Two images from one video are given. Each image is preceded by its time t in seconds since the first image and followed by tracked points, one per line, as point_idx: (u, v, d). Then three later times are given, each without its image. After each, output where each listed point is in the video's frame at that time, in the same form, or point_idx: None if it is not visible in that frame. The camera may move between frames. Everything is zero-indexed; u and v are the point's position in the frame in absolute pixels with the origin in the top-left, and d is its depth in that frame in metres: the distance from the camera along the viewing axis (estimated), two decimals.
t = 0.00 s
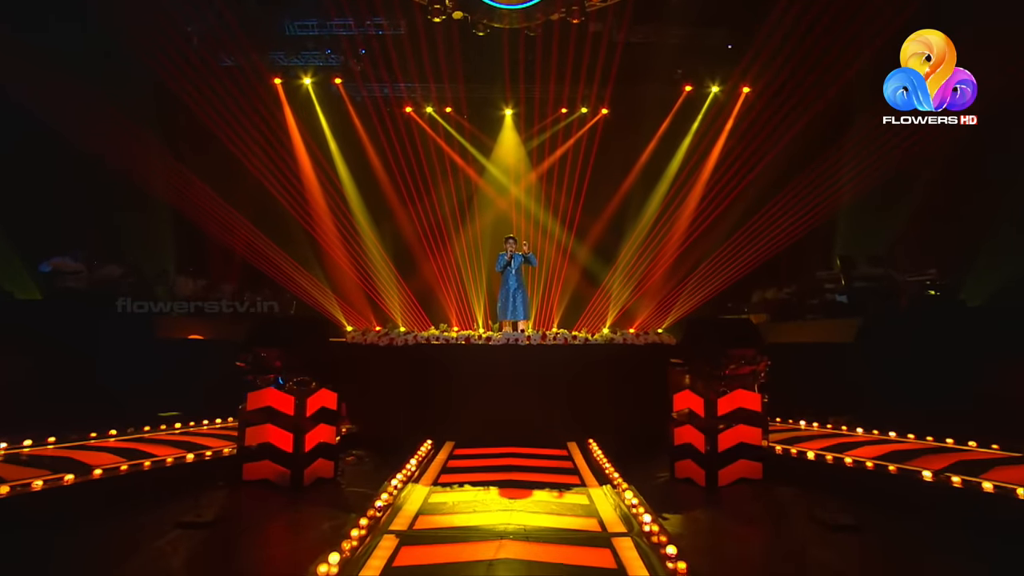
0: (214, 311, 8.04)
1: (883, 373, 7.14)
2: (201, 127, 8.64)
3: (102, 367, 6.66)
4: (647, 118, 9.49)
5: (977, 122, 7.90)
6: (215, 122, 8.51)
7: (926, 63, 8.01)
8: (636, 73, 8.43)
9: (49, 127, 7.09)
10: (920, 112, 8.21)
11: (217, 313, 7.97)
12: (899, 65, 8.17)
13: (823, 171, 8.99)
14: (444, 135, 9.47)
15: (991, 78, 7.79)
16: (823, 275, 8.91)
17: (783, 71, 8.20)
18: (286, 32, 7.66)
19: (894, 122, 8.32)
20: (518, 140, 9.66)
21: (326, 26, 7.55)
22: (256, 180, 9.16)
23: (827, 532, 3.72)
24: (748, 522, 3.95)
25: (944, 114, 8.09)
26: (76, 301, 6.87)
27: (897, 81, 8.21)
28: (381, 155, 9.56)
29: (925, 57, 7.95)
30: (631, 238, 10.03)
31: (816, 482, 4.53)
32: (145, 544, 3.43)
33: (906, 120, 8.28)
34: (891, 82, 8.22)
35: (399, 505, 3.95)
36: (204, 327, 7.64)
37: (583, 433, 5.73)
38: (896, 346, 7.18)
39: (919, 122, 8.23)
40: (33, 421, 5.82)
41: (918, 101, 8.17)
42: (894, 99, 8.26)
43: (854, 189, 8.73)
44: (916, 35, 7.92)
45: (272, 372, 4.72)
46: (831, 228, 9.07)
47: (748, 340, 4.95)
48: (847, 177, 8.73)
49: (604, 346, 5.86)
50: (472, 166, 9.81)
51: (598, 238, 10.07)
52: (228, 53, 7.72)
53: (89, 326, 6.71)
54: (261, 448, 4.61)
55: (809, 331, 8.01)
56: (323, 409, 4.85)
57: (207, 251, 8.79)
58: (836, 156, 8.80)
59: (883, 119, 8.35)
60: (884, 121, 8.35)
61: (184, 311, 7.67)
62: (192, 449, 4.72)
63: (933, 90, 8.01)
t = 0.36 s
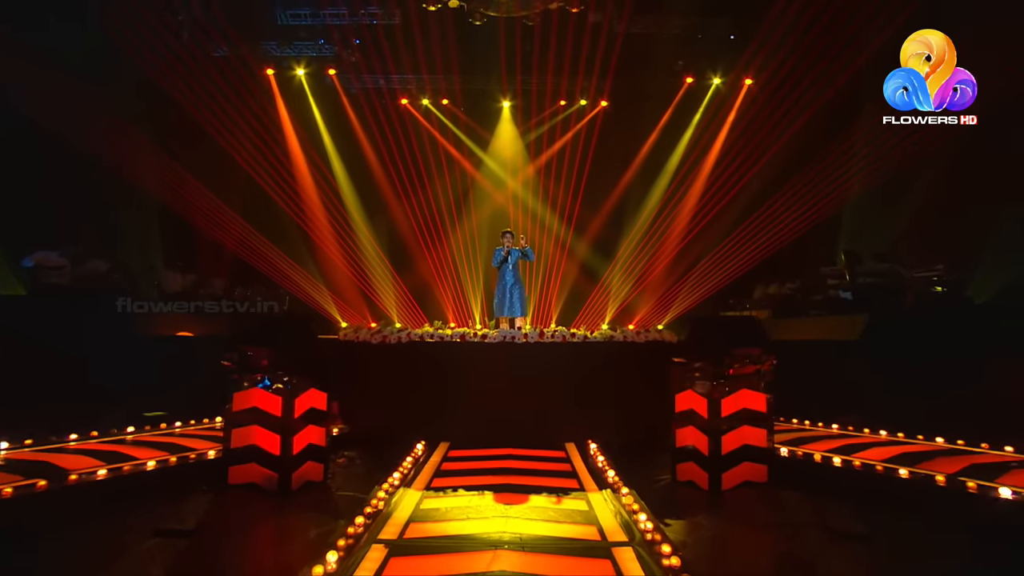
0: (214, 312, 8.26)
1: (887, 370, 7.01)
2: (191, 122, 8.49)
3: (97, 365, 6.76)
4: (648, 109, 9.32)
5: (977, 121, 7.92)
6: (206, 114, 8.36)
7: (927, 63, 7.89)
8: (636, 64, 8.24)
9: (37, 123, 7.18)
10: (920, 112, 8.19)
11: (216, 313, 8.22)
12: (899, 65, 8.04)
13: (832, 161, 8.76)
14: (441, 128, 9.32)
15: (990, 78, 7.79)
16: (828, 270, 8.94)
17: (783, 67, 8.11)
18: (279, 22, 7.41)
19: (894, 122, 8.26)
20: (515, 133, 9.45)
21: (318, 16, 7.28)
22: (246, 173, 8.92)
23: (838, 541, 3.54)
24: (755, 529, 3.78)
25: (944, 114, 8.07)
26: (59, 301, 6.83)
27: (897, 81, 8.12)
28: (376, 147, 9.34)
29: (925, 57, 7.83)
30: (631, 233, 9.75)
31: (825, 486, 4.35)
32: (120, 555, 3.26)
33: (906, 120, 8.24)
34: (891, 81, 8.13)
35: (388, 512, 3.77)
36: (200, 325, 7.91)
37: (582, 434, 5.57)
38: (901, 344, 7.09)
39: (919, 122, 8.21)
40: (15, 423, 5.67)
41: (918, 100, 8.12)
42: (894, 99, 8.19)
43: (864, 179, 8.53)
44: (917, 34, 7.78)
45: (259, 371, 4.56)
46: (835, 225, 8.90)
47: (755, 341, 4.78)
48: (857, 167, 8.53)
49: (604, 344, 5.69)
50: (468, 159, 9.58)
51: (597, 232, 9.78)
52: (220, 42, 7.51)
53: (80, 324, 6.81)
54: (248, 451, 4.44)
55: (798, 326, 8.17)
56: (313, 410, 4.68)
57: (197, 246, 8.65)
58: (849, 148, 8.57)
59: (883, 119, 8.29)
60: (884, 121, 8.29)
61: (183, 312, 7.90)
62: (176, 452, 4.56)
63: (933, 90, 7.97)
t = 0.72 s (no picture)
0: (215, 312, 8.12)
1: (894, 369, 6.82)
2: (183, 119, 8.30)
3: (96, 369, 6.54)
4: (649, 102, 9.10)
5: (977, 122, 7.72)
6: (198, 110, 8.16)
7: (926, 63, 7.70)
8: (637, 57, 8.04)
9: (37, 123, 6.56)
10: (920, 112, 8.00)
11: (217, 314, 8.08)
12: (899, 65, 7.85)
13: (838, 155, 8.52)
14: (439, 122, 9.12)
15: (991, 78, 7.57)
16: (832, 267, 8.75)
17: (787, 62, 7.94)
18: (270, 11, 7.22)
19: (894, 122, 8.05)
20: (513, 126, 9.25)
21: (311, 5, 7.07)
22: (238, 168, 8.73)
23: (851, 551, 3.37)
24: (763, 538, 3.61)
25: (944, 114, 7.87)
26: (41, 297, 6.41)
27: (897, 81, 7.93)
28: (370, 141, 9.16)
29: (925, 57, 7.65)
30: (631, 229, 9.57)
31: (834, 491, 4.19)
32: (95, 568, 3.08)
33: (906, 120, 8.03)
34: (891, 81, 7.93)
35: (378, 520, 3.59)
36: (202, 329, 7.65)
37: (581, 436, 5.41)
38: (911, 342, 6.89)
39: (919, 122, 8.01)
40: None
41: (918, 101, 7.93)
42: (894, 99, 8.01)
43: (866, 178, 8.36)
44: (916, 35, 7.61)
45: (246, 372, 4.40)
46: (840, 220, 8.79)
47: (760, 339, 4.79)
48: (859, 165, 8.33)
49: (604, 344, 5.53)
50: (465, 151, 9.41)
51: (597, 227, 9.61)
52: (210, 32, 7.30)
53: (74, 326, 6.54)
54: (235, 454, 4.28)
55: (806, 325, 7.87)
56: (301, 412, 4.51)
57: (188, 242, 8.57)
58: (854, 142, 8.34)
59: (883, 119, 8.08)
60: (884, 121, 8.08)
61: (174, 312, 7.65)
62: (159, 456, 4.40)
63: (933, 90, 7.79)
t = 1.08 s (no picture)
0: (215, 312, 7.83)
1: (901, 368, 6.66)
2: (174, 116, 8.19)
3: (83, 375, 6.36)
4: (653, 93, 8.83)
5: (977, 122, 7.80)
6: (190, 105, 7.97)
7: (926, 62, 7.75)
8: (639, 49, 7.85)
9: (37, 126, 6.77)
10: (920, 112, 8.05)
11: (217, 313, 7.82)
12: (899, 65, 7.90)
13: (842, 152, 8.47)
14: (437, 116, 8.93)
15: (991, 79, 7.67)
16: (838, 263, 8.69)
17: (791, 58, 7.75)
18: (263, 3, 7.08)
19: (894, 122, 8.10)
20: (512, 121, 9.02)
21: None
22: (232, 167, 8.63)
23: (867, 563, 3.19)
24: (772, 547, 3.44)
25: (944, 114, 7.94)
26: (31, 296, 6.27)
27: (897, 81, 7.99)
28: (366, 135, 8.98)
29: (926, 57, 7.68)
30: (632, 226, 9.39)
31: (846, 498, 4.02)
32: None
33: (906, 120, 8.08)
34: (890, 81, 8.00)
35: (370, 530, 3.42)
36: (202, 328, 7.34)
37: (582, 438, 5.24)
38: (919, 340, 6.74)
39: (919, 122, 8.06)
40: None
41: (919, 101, 8.00)
42: (894, 99, 8.06)
43: (874, 173, 8.25)
44: (916, 34, 7.62)
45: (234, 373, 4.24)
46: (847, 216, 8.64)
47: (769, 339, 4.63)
48: (865, 161, 8.25)
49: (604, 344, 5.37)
50: (463, 146, 9.21)
51: (598, 223, 9.45)
52: (204, 24, 7.09)
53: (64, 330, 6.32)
54: (222, 459, 4.11)
55: (815, 325, 7.36)
56: (292, 415, 4.34)
57: (180, 239, 8.29)
58: (859, 139, 8.32)
59: (883, 119, 8.14)
60: (884, 121, 8.13)
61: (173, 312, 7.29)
62: (143, 460, 4.24)
63: (933, 90, 7.84)
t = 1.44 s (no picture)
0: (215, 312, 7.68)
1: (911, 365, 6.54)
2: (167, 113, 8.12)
3: (78, 377, 6.14)
4: (658, 87, 8.58)
5: (977, 122, 7.62)
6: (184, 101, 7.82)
7: (926, 63, 7.55)
8: (643, 44, 7.66)
9: (36, 128, 6.77)
10: (920, 112, 7.84)
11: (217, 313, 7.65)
12: (899, 65, 7.70)
13: (853, 148, 8.24)
14: (439, 113, 8.74)
15: (990, 79, 7.50)
16: (848, 263, 8.37)
17: (798, 55, 7.55)
18: None
19: (893, 122, 7.93)
20: (513, 117, 8.86)
21: None
22: (227, 165, 8.52)
23: None
24: (785, 559, 3.28)
25: (944, 114, 7.75)
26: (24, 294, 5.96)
27: (897, 81, 7.79)
28: (366, 132, 8.80)
29: (925, 57, 7.49)
30: (636, 224, 9.23)
31: (861, 507, 3.85)
32: None
33: (905, 120, 7.89)
34: (890, 81, 7.80)
35: (363, 543, 3.25)
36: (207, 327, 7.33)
37: (586, 442, 5.08)
38: (929, 340, 6.59)
39: (919, 122, 7.86)
40: None
41: (919, 101, 7.80)
42: (894, 99, 7.87)
43: (881, 174, 8.11)
44: (917, 34, 7.42)
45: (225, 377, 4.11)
46: (856, 214, 8.52)
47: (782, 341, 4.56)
48: (874, 159, 8.05)
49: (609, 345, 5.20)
50: (463, 142, 9.02)
51: (601, 221, 9.29)
52: (199, 18, 6.92)
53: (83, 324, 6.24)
54: (212, 466, 3.96)
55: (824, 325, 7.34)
56: (284, 420, 4.18)
57: (173, 237, 8.23)
58: (872, 135, 8.07)
59: (883, 119, 7.97)
60: (884, 121, 7.96)
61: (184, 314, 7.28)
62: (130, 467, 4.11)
63: (933, 90, 7.67)
